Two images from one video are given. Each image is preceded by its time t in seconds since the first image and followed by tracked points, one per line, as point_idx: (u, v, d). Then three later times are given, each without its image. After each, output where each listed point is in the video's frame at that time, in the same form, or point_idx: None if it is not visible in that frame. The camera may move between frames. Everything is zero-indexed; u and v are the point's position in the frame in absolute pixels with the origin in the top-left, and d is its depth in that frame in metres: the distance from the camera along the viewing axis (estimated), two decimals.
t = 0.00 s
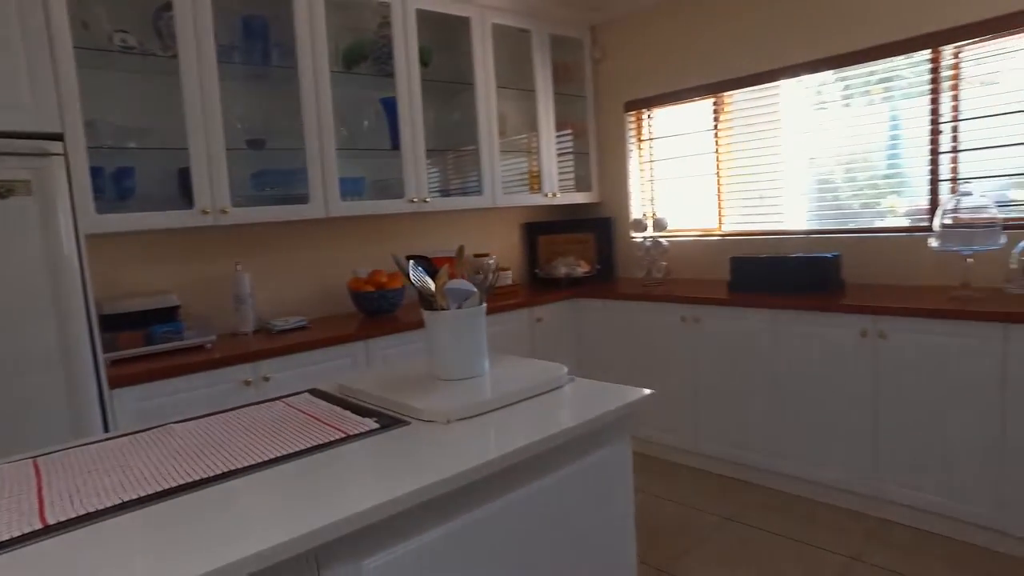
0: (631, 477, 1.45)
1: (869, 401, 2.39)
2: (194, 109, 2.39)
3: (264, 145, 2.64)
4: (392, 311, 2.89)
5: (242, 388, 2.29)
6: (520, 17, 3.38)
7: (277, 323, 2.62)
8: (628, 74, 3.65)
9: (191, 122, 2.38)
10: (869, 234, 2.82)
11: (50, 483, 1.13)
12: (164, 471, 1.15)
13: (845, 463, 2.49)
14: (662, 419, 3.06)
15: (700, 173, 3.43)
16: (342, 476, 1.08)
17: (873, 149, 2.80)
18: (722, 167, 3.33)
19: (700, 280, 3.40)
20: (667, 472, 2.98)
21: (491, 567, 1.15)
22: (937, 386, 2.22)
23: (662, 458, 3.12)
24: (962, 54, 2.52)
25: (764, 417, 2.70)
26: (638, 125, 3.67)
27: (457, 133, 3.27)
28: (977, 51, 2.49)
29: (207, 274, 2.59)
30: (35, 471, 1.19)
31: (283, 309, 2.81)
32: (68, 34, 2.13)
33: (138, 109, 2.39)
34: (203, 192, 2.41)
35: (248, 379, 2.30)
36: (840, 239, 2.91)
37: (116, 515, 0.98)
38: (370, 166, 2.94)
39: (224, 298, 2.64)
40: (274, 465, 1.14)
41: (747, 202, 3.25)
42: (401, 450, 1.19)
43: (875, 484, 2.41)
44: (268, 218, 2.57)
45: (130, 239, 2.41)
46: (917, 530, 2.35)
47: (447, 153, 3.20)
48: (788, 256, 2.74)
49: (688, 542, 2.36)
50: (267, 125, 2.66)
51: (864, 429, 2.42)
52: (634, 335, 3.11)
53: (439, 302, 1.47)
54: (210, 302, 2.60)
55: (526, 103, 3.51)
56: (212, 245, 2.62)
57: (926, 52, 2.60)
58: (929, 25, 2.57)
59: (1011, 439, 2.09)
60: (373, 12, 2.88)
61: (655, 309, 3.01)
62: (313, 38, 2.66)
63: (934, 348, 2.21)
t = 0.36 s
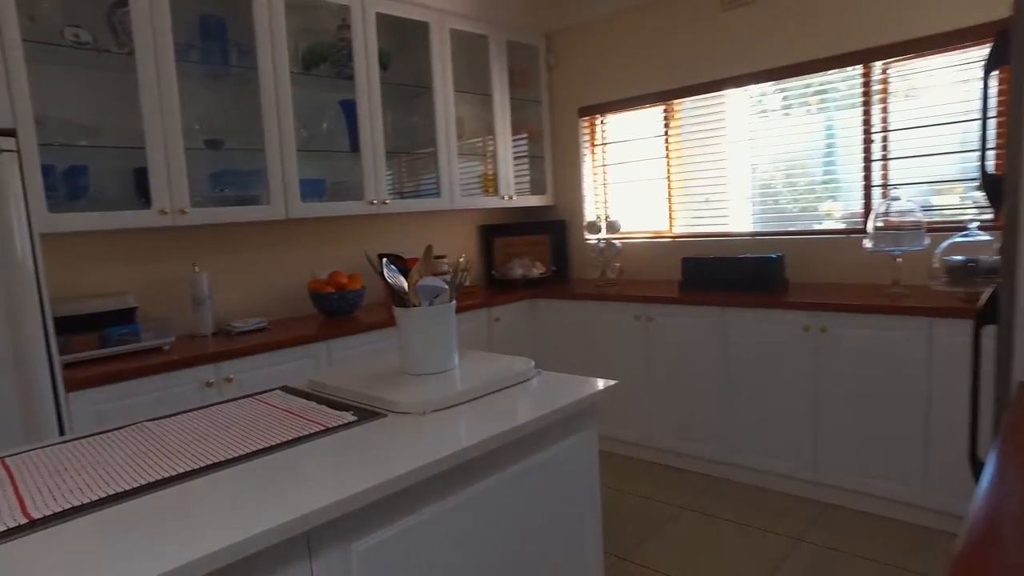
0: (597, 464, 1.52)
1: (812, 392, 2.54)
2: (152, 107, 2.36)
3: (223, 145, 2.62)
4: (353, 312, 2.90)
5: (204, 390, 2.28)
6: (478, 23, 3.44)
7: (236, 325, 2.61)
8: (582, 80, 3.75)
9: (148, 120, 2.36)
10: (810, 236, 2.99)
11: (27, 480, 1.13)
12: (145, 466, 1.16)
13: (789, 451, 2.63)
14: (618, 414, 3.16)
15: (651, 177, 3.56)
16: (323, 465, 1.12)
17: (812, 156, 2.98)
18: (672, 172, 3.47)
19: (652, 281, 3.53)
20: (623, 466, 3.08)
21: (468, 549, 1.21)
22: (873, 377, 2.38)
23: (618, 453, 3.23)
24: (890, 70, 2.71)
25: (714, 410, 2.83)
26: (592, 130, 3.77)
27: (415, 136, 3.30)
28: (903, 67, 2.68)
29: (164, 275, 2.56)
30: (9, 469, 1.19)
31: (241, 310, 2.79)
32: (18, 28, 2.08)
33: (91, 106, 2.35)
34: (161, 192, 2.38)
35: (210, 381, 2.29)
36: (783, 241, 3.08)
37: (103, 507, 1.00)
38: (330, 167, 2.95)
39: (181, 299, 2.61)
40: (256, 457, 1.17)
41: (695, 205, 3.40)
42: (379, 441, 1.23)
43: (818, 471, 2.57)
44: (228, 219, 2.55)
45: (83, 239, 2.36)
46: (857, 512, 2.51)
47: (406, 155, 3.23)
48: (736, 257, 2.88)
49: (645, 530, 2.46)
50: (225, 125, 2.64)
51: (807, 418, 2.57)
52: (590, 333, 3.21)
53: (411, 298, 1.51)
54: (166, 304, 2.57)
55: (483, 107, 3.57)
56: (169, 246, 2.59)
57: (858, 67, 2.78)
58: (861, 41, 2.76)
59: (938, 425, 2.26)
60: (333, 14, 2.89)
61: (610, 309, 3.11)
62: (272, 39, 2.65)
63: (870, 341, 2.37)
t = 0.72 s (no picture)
0: (559, 452, 1.59)
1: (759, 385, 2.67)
2: (107, 106, 2.33)
3: (181, 145, 2.60)
4: (313, 313, 2.91)
5: (165, 391, 2.27)
6: (437, 27, 3.49)
7: (195, 326, 2.59)
8: (539, 85, 3.84)
9: (104, 119, 2.33)
10: (757, 237, 3.14)
11: None
12: (118, 461, 1.18)
13: (739, 442, 2.76)
14: (576, 411, 3.25)
15: (606, 180, 3.66)
16: (297, 456, 1.16)
17: (758, 161, 3.12)
18: (626, 176, 3.58)
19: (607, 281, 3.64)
20: (580, 461, 3.17)
21: (438, 533, 1.26)
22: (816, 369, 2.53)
23: (575, 449, 3.31)
24: (829, 81, 2.88)
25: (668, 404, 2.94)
26: (549, 133, 3.86)
27: (374, 138, 3.33)
28: (841, 79, 2.85)
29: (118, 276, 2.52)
30: None
31: (199, 312, 2.77)
32: None
33: (42, 103, 2.30)
34: (117, 191, 2.36)
35: (171, 382, 2.28)
36: (732, 242, 3.22)
37: (81, 500, 1.02)
38: (288, 168, 2.95)
39: (138, 301, 2.58)
40: (231, 450, 1.20)
41: (649, 208, 3.52)
42: (351, 432, 1.27)
43: (765, 459, 2.70)
44: (186, 220, 2.53)
45: (35, 240, 2.32)
46: (801, 498, 2.65)
47: (365, 156, 3.25)
48: (688, 257, 3.00)
49: (604, 521, 2.55)
50: (182, 125, 2.62)
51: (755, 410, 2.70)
52: (548, 332, 3.29)
53: (378, 296, 1.55)
54: (121, 305, 2.54)
55: (442, 110, 3.62)
56: (123, 246, 2.55)
57: (801, 77, 2.94)
58: (803, 53, 2.92)
59: (875, 412, 2.42)
60: (292, 16, 2.90)
61: (568, 308, 3.19)
62: (231, 39, 2.65)
63: (813, 335, 2.51)
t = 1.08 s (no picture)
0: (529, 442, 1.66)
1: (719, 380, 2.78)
2: (75, 106, 2.32)
3: (149, 146, 2.60)
4: (283, 314, 2.92)
5: (135, 391, 2.28)
6: (405, 32, 3.53)
7: (164, 327, 2.59)
8: (506, 90, 3.91)
9: (71, 119, 2.32)
10: (718, 239, 3.26)
11: None
12: (99, 453, 1.20)
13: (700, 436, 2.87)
14: (543, 409, 3.32)
15: (573, 184, 3.75)
16: (278, 445, 1.20)
17: (719, 166, 3.25)
18: (592, 179, 3.67)
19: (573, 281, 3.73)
20: (548, 458, 3.24)
21: (414, 520, 1.32)
22: (772, 365, 2.65)
23: (543, 446, 3.38)
24: (784, 90, 3.02)
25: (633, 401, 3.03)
26: (515, 137, 3.94)
27: (343, 140, 3.36)
28: (795, 88, 2.99)
29: (85, 277, 2.50)
30: None
31: (166, 313, 2.76)
32: None
33: (6, 102, 2.28)
34: (85, 191, 2.35)
35: (141, 382, 2.28)
36: (694, 244, 3.33)
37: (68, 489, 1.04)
38: (257, 170, 2.97)
39: (105, 302, 2.57)
40: (212, 442, 1.24)
41: (613, 211, 3.62)
42: (329, 423, 1.32)
43: (725, 452, 2.81)
44: (154, 220, 2.53)
45: None
46: (759, 488, 2.77)
47: (334, 158, 3.28)
48: (651, 258, 3.11)
49: (571, 514, 2.62)
50: (151, 126, 2.62)
51: (716, 405, 2.81)
52: (516, 332, 3.36)
53: (352, 294, 1.61)
54: (88, 306, 2.52)
55: (410, 113, 3.66)
56: (89, 247, 2.54)
57: (759, 86, 3.07)
58: (759, 63, 3.05)
59: (828, 405, 2.55)
60: (260, 19, 2.93)
61: (535, 308, 3.27)
62: (201, 41, 2.66)
63: (769, 332, 2.63)
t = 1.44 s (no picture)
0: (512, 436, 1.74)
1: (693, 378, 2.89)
2: (62, 109, 2.34)
3: (136, 149, 2.64)
4: (268, 316, 2.97)
5: (123, 391, 2.31)
6: (387, 39, 3.60)
7: (150, 328, 2.62)
8: (486, 97, 4.00)
9: (59, 122, 2.34)
10: (691, 243, 3.38)
11: None
12: (105, 445, 1.25)
13: (675, 432, 2.97)
14: (523, 408, 3.40)
15: (551, 189, 3.85)
16: (279, 436, 1.27)
17: (693, 172, 3.37)
18: (570, 184, 3.77)
19: (552, 284, 3.82)
20: (527, 456, 3.33)
21: (405, 507, 1.40)
22: (743, 363, 2.76)
23: (523, 445, 3.46)
24: (755, 100, 3.15)
25: (610, 399, 3.13)
26: (495, 143, 4.02)
27: (326, 145, 3.42)
28: (767, 98, 3.12)
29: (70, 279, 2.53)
30: None
31: (151, 315, 2.79)
32: None
33: None
34: (73, 194, 2.37)
35: (130, 382, 2.32)
36: (669, 248, 3.45)
37: (81, 476, 1.09)
38: (242, 173, 3.01)
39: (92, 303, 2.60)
40: (215, 433, 1.30)
41: (591, 215, 3.72)
42: (325, 415, 1.39)
43: (698, 448, 2.92)
44: (141, 223, 2.56)
45: None
46: (730, 482, 2.88)
47: (317, 163, 3.33)
48: (626, 261, 3.22)
49: (552, 509, 2.71)
50: (137, 130, 2.66)
51: (689, 402, 2.92)
52: (496, 333, 3.44)
53: (344, 293, 1.67)
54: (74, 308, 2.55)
55: (392, 119, 3.73)
56: (75, 249, 2.56)
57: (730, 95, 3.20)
58: (731, 74, 3.18)
59: (795, 401, 2.67)
60: (246, 25, 2.98)
61: (515, 310, 3.35)
62: (187, 46, 2.70)
63: (740, 332, 2.75)
